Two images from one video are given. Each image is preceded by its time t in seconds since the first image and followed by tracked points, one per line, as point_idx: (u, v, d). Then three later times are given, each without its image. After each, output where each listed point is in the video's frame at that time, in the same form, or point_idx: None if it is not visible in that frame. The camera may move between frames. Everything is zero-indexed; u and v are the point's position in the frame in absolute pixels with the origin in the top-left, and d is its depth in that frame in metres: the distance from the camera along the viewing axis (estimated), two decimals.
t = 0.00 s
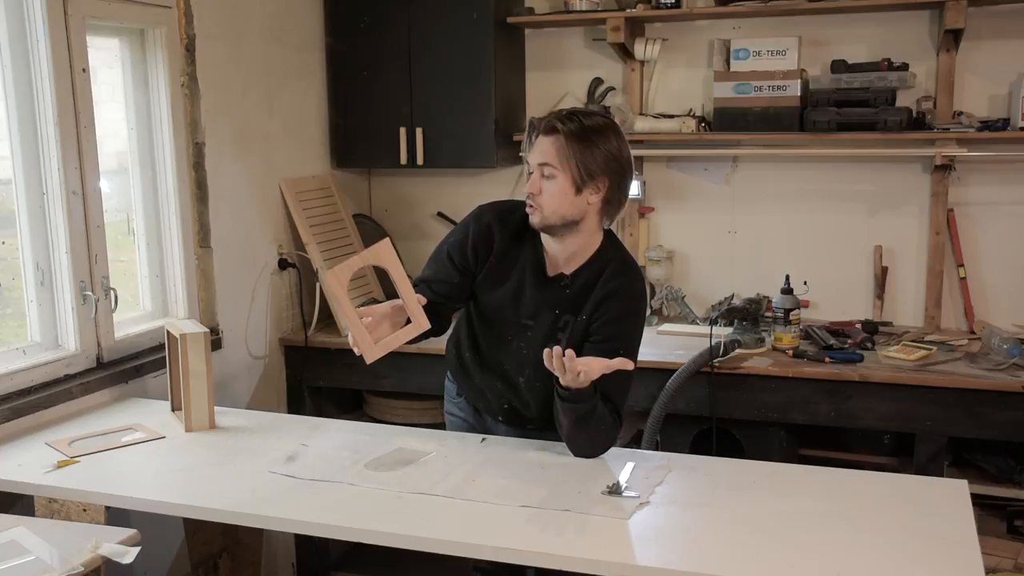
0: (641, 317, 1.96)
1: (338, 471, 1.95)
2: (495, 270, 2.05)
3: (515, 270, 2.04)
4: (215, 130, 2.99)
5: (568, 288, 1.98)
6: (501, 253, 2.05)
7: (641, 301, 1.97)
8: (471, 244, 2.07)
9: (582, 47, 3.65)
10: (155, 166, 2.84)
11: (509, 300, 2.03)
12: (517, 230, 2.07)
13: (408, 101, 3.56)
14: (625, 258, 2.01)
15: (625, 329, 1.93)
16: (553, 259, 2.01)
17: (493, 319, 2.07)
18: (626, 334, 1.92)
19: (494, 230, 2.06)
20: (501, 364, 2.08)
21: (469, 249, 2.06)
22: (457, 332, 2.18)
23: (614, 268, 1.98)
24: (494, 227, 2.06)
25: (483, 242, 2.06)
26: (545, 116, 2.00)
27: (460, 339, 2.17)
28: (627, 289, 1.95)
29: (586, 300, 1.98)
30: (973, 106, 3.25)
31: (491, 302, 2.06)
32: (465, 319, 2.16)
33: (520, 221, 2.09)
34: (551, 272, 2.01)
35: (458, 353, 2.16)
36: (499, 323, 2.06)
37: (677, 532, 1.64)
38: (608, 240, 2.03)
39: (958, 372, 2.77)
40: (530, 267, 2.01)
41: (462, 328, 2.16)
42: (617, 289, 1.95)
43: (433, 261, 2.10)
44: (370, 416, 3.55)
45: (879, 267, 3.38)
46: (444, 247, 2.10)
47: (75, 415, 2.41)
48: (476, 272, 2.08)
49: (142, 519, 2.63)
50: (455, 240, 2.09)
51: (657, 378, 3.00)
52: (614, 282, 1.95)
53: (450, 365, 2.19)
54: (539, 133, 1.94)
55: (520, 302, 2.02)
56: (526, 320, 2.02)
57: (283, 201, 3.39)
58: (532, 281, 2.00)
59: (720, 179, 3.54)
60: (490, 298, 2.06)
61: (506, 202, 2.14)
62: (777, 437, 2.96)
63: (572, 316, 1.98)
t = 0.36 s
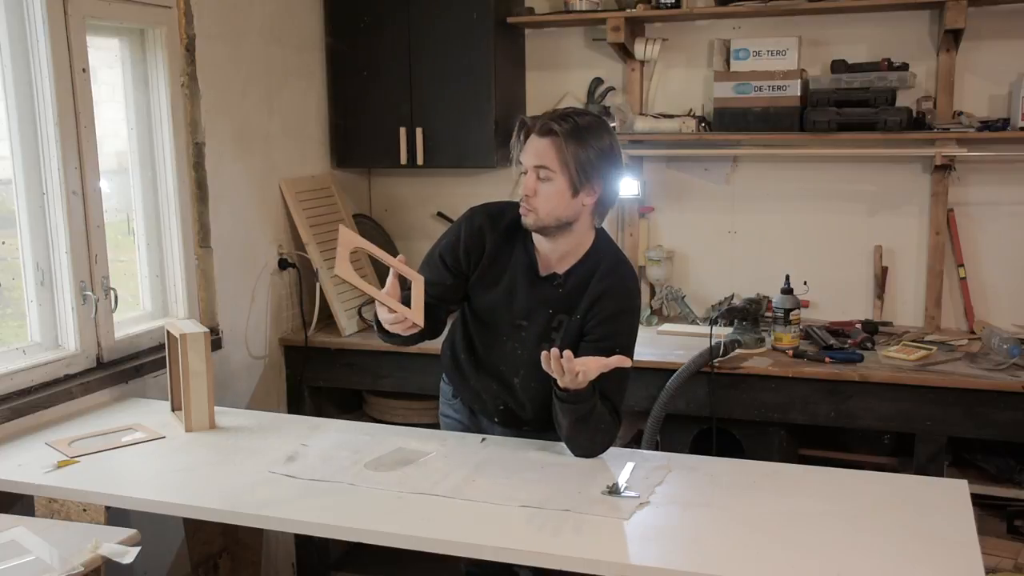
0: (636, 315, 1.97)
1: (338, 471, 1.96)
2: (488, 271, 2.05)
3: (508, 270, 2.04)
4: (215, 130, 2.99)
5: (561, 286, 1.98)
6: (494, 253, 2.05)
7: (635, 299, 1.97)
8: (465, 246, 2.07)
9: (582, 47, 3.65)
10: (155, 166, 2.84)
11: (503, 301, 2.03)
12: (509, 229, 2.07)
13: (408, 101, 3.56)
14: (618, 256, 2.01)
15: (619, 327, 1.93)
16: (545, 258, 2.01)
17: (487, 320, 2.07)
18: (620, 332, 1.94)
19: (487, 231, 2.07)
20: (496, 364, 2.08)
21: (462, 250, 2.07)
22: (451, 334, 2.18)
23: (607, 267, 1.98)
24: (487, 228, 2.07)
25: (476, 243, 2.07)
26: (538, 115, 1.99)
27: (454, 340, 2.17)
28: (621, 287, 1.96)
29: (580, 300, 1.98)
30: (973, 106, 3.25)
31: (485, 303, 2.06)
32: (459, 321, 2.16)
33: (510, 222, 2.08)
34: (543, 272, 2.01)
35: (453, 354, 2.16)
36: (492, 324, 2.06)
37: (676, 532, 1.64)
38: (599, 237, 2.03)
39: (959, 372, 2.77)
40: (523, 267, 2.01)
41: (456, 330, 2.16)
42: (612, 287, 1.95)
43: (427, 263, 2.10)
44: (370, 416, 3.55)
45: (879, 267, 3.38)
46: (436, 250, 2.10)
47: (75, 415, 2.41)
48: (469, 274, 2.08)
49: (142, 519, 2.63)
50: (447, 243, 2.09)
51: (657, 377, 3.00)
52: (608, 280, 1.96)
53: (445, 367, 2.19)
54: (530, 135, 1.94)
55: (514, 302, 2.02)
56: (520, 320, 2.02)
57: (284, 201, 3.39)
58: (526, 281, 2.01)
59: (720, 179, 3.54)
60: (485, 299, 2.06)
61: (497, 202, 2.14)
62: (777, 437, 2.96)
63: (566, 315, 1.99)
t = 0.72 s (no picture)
0: (634, 311, 1.95)
1: (338, 471, 1.95)
2: (483, 276, 2.05)
3: (503, 276, 2.03)
4: (215, 130, 2.99)
5: (557, 290, 1.97)
6: (489, 258, 2.04)
7: (633, 296, 1.96)
8: (460, 253, 2.06)
9: (582, 47, 3.65)
10: (155, 166, 2.84)
11: (500, 306, 2.03)
12: (502, 235, 2.05)
13: (408, 101, 3.56)
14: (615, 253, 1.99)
15: (618, 327, 1.92)
16: (543, 265, 1.99)
17: (485, 323, 2.08)
18: (618, 330, 1.92)
19: (480, 236, 2.05)
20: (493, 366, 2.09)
21: (456, 258, 2.07)
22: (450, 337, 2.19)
23: (602, 266, 1.96)
24: (480, 234, 2.05)
25: (470, 250, 2.06)
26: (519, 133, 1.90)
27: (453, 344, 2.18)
28: (616, 285, 1.94)
29: (576, 301, 1.97)
30: (973, 106, 3.25)
31: (483, 308, 2.06)
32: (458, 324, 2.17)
33: (505, 228, 2.06)
34: (540, 277, 1.99)
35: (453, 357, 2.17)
36: (492, 328, 2.07)
37: (676, 532, 1.64)
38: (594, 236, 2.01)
39: (959, 372, 2.77)
40: (518, 273, 2.01)
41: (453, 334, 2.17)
42: (609, 287, 1.93)
43: (422, 272, 2.10)
44: (370, 416, 3.55)
45: (879, 267, 3.38)
46: (431, 257, 2.10)
47: (75, 415, 2.41)
48: (465, 280, 2.08)
49: (142, 519, 2.63)
50: (442, 250, 2.08)
51: (658, 377, 3.00)
52: (604, 281, 1.94)
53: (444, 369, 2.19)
54: (515, 156, 1.85)
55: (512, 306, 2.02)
56: (518, 323, 2.02)
57: (284, 201, 3.39)
58: (523, 287, 2.00)
59: (720, 179, 3.54)
60: (482, 304, 2.06)
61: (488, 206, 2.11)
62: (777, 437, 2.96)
63: (563, 317, 1.98)
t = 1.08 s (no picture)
0: (629, 311, 1.94)
1: (338, 471, 1.95)
2: (476, 274, 2.07)
3: (494, 274, 2.05)
4: (215, 130, 2.99)
5: (550, 289, 1.97)
6: (481, 256, 2.07)
7: (628, 295, 1.95)
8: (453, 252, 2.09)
9: (582, 47, 3.65)
10: (155, 166, 2.84)
11: (493, 305, 2.04)
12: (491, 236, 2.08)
13: (408, 101, 3.56)
14: (611, 253, 1.99)
15: (613, 326, 1.91)
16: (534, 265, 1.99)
17: (482, 321, 2.10)
18: (613, 330, 1.91)
19: (471, 235, 2.08)
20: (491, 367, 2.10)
21: (449, 256, 2.10)
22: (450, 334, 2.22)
23: (597, 265, 1.95)
24: (470, 232, 2.08)
25: (461, 249, 2.09)
26: (493, 144, 1.87)
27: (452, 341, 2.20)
28: (609, 285, 1.93)
29: (569, 300, 1.97)
30: (973, 107, 3.25)
31: (476, 306, 2.08)
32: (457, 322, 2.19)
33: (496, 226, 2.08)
34: (531, 277, 2.00)
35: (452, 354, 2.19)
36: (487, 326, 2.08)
37: (676, 531, 1.64)
38: (587, 234, 2.01)
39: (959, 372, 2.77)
40: (510, 272, 2.02)
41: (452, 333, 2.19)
42: (604, 286, 1.93)
43: (421, 271, 2.15)
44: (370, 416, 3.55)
45: (879, 267, 3.38)
46: (428, 257, 2.14)
47: (75, 415, 2.41)
48: (458, 278, 2.10)
49: (142, 519, 2.63)
50: (437, 248, 2.12)
51: (658, 377, 3.00)
52: (600, 279, 1.94)
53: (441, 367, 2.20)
54: (491, 171, 1.83)
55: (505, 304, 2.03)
56: (512, 321, 2.03)
57: (284, 202, 3.39)
58: (513, 285, 2.01)
59: (720, 179, 3.54)
60: (476, 303, 2.08)
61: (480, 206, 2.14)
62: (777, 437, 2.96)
63: (556, 316, 1.98)
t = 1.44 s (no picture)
0: (626, 311, 1.94)
1: (338, 471, 1.96)
2: (483, 256, 2.11)
3: (500, 257, 2.08)
4: (215, 130, 2.99)
5: (546, 283, 1.99)
6: (486, 240, 2.11)
7: (624, 295, 1.94)
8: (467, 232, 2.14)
9: (582, 47, 3.65)
10: (155, 166, 2.84)
11: (498, 287, 2.07)
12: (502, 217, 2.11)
13: (408, 101, 3.56)
14: (608, 252, 1.99)
15: (608, 324, 1.91)
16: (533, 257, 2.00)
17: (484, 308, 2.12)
18: (607, 330, 1.91)
19: (481, 217, 2.12)
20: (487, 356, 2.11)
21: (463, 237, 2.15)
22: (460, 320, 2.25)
23: (595, 263, 1.96)
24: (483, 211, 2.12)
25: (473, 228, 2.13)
26: (484, 138, 1.87)
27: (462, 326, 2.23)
28: (603, 285, 1.93)
29: (565, 296, 1.98)
30: (973, 107, 3.25)
31: (478, 291, 2.11)
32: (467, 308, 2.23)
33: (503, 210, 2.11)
34: (534, 264, 2.01)
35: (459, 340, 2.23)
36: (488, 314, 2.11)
37: (676, 532, 1.64)
38: (587, 231, 2.02)
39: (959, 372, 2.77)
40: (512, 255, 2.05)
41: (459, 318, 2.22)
42: (600, 285, 1.93)
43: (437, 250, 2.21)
44: (370, 416, 3.55)
45: (879, 267, 3.38)
46: (443, 235, 2.18)
47: (75, 415, 2.41)
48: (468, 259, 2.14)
49: (142, 519, 2.63)
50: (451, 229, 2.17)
51: (658, 377, 3.00)
52: (596, 278, 1.94)
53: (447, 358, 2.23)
54: (485, 164, 1.83)
55: (509, 293, 2.06)
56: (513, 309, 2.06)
57: (284, 201, 3.39)
58: (515, 269, 2.04)
59: (721, 178, 3.54)
60: (482, 286, 2.10)
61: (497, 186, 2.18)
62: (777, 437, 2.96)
63: (551, 312, 1.99)
